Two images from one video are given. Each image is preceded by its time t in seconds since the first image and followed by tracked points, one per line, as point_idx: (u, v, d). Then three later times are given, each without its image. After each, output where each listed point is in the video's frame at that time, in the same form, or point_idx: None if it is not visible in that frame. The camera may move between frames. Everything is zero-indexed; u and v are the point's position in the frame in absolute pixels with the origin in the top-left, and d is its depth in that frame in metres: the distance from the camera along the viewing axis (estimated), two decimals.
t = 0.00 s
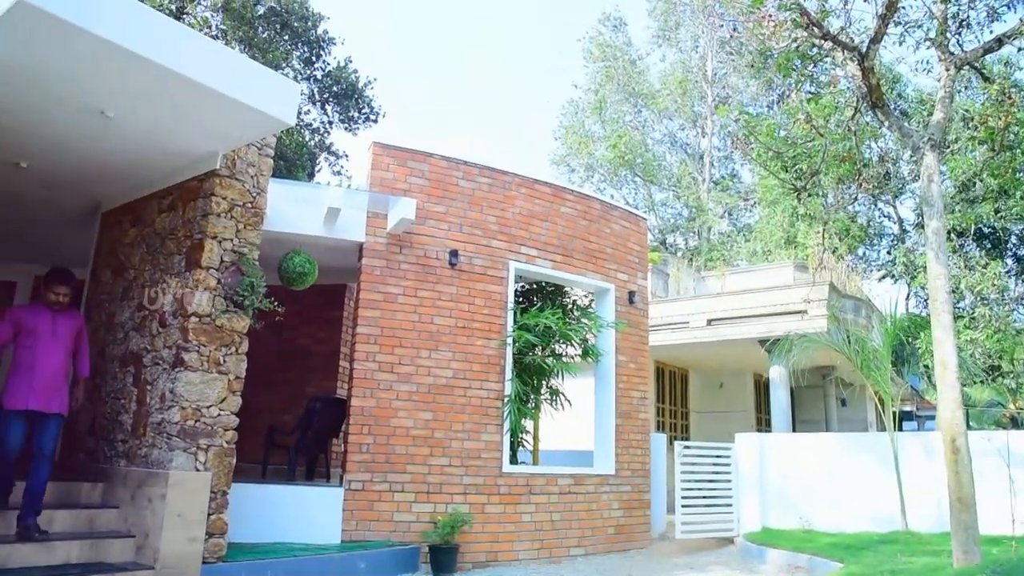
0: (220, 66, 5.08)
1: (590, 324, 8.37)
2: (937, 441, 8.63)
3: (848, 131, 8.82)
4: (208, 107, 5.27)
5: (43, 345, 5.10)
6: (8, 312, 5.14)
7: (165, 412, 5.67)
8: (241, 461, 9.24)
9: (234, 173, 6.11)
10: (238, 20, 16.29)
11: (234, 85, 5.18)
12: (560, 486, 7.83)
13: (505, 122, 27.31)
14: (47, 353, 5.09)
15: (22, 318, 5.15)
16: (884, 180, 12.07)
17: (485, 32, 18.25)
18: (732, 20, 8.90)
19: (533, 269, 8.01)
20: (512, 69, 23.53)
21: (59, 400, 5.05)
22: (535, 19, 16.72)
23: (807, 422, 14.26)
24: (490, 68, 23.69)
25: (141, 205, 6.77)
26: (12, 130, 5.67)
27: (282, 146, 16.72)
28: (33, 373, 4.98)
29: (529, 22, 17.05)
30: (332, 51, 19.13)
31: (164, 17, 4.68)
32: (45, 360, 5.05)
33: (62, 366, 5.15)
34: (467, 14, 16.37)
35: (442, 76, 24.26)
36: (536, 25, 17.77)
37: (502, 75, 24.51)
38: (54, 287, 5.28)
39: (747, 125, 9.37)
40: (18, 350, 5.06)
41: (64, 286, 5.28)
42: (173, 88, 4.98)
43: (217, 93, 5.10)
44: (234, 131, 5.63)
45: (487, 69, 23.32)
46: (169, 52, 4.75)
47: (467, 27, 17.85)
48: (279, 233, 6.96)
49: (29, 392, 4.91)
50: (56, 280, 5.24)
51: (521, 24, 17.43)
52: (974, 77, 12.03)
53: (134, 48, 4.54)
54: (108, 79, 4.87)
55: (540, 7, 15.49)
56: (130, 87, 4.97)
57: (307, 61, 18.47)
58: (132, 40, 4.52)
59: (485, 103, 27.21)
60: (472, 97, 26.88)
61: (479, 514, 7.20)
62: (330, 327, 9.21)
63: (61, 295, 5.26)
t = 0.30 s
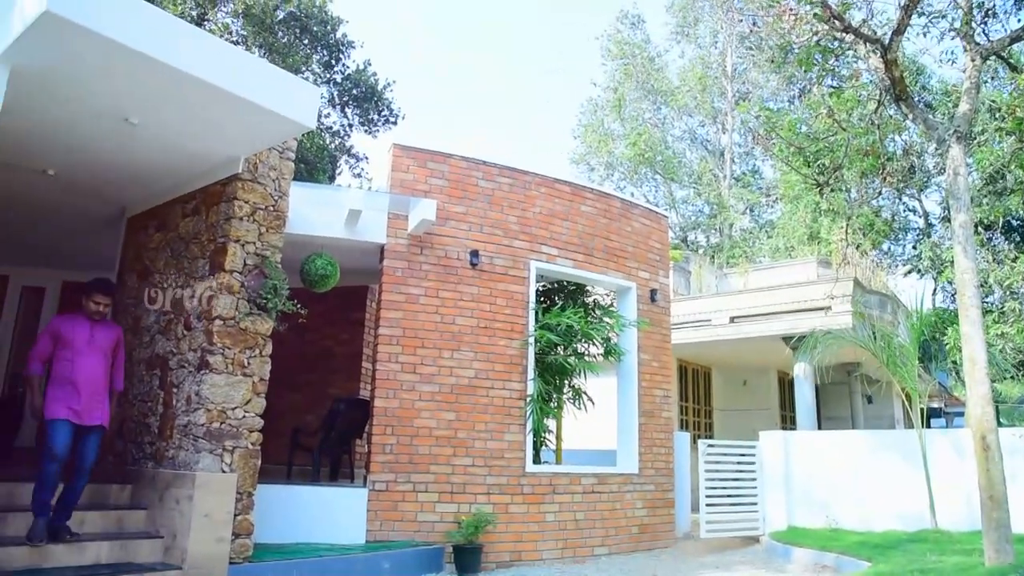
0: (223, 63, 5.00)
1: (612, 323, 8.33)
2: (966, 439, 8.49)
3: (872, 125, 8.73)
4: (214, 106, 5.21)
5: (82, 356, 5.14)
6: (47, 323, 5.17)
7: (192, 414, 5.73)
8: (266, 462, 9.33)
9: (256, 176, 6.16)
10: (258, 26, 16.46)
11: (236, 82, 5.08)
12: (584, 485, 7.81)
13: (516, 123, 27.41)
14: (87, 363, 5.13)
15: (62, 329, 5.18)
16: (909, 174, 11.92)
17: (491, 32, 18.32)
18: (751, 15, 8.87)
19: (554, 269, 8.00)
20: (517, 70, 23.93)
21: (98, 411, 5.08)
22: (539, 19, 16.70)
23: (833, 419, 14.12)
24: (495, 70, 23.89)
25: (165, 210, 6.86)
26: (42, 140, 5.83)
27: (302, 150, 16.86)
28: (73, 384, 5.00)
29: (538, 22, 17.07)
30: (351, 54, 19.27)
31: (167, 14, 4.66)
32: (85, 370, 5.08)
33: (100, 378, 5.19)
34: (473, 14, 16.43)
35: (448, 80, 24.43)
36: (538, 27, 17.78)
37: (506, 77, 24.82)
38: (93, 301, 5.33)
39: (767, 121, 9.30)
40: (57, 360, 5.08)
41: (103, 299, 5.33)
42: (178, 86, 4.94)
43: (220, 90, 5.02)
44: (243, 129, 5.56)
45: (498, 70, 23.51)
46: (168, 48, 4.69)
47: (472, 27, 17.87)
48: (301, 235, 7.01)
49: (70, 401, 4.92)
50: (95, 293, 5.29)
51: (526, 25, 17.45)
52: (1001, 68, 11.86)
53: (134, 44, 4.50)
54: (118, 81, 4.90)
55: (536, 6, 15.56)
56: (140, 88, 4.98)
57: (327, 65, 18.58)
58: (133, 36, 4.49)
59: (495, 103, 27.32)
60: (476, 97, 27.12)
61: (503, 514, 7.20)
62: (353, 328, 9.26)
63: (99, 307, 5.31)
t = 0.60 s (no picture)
0: (229, 59, 4.96)
1: (635, 321, 8.30)
2: (997, 436, 8.36)
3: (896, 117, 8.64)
4: (224, 105, 5.18)
5: (113, 376, 4.91)
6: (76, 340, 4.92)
7: (217, 416, 5.80)
8: (291, 463, 9.40)
9: (278, 180, 6.21)
10: (278, 31, 16.66)
11: (242, 79, 5.03)
12: (608, 484, 7.79)
13: (534, 123, 27.40)
14: (118, 384, 4.90)
15: (91, 347, 4.93)
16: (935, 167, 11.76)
17: (494, 33, 18.40)
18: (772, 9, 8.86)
19: (575, 268, 7.98)
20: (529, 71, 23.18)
21: (131, 433, 4.86)
22: (548, 20, 16.76)
23: (860, 417, 13.96)
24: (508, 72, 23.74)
25: (189, 215, 6.94)
26: (61, 145, 5.87)
27: (323, 152, 16.99)
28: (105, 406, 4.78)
29: (552, 23, 17.21)
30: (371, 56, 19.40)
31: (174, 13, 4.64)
32: (117, 392, 4.85)
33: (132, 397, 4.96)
34: (485, 15, 16.48)
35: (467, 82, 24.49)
36: (549, 27, 17.83)
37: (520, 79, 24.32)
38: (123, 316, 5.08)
39: (789, 115, 9.23)
40: (87, 380, 4.86)
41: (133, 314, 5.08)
42: (187, 85, 4.93)
43: (228, 86, 4.98)
44: (256, 128, 5.54)
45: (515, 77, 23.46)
46: (173, 46, 4.65)
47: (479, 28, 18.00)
48: (322, 238, 7.06)
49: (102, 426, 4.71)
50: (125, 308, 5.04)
51: (534, 26, 17.54)
52: None
53: (141, 42, 4.48)
54: (132, 84, 4.91)
55: (544, 8, 15.63)
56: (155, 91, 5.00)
57: (347, 68, 18.71)
58: (139, 35, 4.47)
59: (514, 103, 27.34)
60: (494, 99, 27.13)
61: (527, 514, 7.20)
62: (376, 329, 9.32)
63: (129, 323, 5.06)
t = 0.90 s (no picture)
0: (231, 58, 4.90)
1: (657, 320, 8.25)
2: None
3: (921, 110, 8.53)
4: (231, 104, 5.16)
5: (146, 382, 4.93)
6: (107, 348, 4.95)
7: (243, 418, 5.85)
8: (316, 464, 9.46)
9: (299, 183, 6.26)
10: (298, 35, 16.87)
11: (242, 78, 4.96)
12: (632, 483, 7.75)
13: (553, 122, 27.38)
14: (151, 390, 4.92)
15: (122, 354, 4.96)
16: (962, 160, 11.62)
17: (493, 33, 18.30)
18: (793, 4, 8.95)
19: (597, 267, 7.95)
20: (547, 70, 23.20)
21: (165, 438, 4.89)
22: (552, 19, 16.68)
23: (886, 414, 13.77)
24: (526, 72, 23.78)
25: (212, 219, 7.01)
26: (76, 150, 5.92)
27: (344, 155, 17.09)
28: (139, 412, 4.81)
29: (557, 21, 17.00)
30: (390, 59, 19.52)
31: (179, 12, 4.60)
32: (151, 398, 4.88)
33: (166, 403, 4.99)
34: (502, 15, 16.48)
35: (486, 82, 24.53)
36: (555, 27, 17.70)
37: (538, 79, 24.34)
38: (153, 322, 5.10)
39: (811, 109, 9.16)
40: (120, 387, 4.88)
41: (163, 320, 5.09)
42: (192, 85, 4.90)
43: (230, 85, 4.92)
44: (266, 128, 5.50)
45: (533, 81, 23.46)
46: (171, 45, 4.59)
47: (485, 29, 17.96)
48: (344, 239, 7.10)
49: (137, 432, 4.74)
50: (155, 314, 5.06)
51: (533, 25, 17.50)
52: None
53: (140, 41, 4.45)
54: (143, 87, 4.93)
55: (544, 7, 15.71)
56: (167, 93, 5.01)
57: (366, 71, 18.84)
58: (138, 33, 4.43)
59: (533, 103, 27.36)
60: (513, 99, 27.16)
61: (551, 514, 7.20)
62: (398, 330, 9.36)
63: (158, 329, 5.08)
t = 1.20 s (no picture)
0: (234, 58, 4.86)
1: (678, 318, 8.21)
2: None
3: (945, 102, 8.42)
4: (239, 105, 5.14)
5: (188, 409, 4.76)
6: (150, 370, 4.75)
7: (267, 420, 5.89)
8: (339, 465, 9.52)
9: (320, 186, 6.29)
10: (316, 38, 16.98)
11: (247, 78, 4.92)
12: (654, 483, 7.71)
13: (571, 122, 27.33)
14: (193, 418, 4.76)
15: (164, 377, 4.77)
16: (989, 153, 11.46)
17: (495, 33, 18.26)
18: None
19: (617, 265, 7.92)
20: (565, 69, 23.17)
21: (205, 466, 4.77)
22: (552, 19, 16.74)
23: (913, 411, 13.60)
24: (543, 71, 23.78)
25: (234, 223, 7.07)
26: (93, 155, 5.97)
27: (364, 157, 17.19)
28: (181, 440, 4.66)
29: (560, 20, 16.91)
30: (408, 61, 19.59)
31: (182, 12, 4.59)
32: (193, 426, 4.72)
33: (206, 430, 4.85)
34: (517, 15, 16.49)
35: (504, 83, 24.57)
36: (559, 27, 17.68)
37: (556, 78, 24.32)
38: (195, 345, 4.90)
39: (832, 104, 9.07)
40: (162, 412, 4.70)
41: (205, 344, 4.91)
42: (199, 86, 4.89)
43: (235, 85, 4.89)
44: (278, 128, 5.48)
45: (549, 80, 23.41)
46: (171, 45, 4.55)
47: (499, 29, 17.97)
48: (365, 241, 7.13)
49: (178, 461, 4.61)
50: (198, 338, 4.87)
51: (532, 25, 17.57)
52: None
53: (142, 41, 4.42)
54: (157, 90, 4.95)
55: (545, 7, 15.76)
56: (179, 96, 5.03)
57: (385, 73, 18.94)
58: (139, 33, 4.41)
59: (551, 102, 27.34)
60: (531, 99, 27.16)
61: (573, 513, 7.18)
62: (419, 331, 9.39)
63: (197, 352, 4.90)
